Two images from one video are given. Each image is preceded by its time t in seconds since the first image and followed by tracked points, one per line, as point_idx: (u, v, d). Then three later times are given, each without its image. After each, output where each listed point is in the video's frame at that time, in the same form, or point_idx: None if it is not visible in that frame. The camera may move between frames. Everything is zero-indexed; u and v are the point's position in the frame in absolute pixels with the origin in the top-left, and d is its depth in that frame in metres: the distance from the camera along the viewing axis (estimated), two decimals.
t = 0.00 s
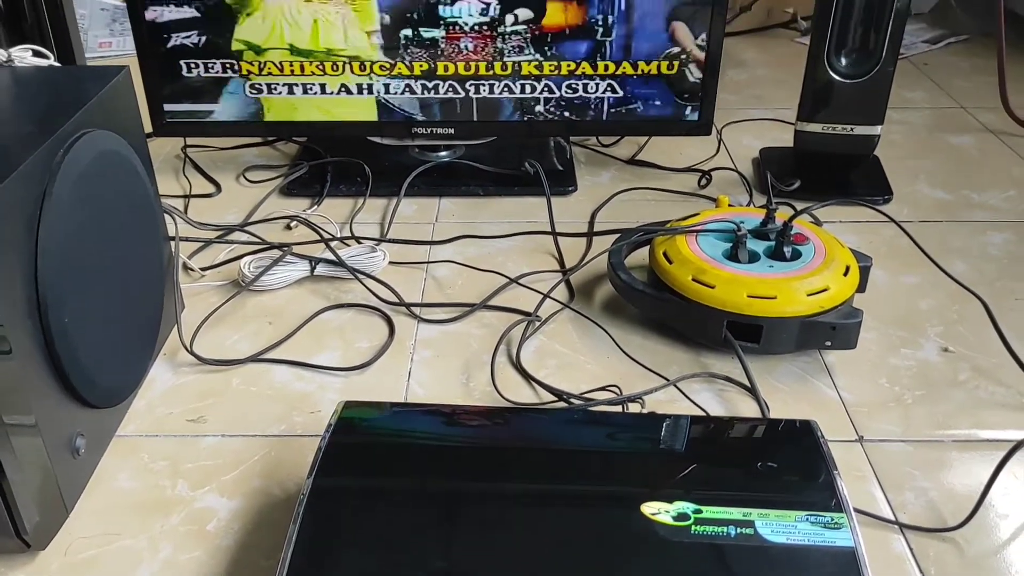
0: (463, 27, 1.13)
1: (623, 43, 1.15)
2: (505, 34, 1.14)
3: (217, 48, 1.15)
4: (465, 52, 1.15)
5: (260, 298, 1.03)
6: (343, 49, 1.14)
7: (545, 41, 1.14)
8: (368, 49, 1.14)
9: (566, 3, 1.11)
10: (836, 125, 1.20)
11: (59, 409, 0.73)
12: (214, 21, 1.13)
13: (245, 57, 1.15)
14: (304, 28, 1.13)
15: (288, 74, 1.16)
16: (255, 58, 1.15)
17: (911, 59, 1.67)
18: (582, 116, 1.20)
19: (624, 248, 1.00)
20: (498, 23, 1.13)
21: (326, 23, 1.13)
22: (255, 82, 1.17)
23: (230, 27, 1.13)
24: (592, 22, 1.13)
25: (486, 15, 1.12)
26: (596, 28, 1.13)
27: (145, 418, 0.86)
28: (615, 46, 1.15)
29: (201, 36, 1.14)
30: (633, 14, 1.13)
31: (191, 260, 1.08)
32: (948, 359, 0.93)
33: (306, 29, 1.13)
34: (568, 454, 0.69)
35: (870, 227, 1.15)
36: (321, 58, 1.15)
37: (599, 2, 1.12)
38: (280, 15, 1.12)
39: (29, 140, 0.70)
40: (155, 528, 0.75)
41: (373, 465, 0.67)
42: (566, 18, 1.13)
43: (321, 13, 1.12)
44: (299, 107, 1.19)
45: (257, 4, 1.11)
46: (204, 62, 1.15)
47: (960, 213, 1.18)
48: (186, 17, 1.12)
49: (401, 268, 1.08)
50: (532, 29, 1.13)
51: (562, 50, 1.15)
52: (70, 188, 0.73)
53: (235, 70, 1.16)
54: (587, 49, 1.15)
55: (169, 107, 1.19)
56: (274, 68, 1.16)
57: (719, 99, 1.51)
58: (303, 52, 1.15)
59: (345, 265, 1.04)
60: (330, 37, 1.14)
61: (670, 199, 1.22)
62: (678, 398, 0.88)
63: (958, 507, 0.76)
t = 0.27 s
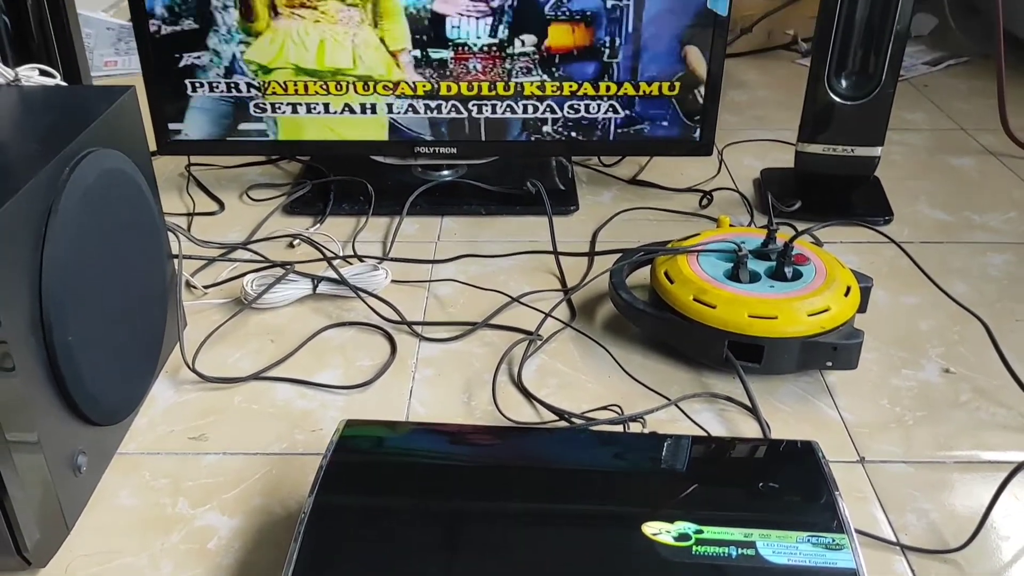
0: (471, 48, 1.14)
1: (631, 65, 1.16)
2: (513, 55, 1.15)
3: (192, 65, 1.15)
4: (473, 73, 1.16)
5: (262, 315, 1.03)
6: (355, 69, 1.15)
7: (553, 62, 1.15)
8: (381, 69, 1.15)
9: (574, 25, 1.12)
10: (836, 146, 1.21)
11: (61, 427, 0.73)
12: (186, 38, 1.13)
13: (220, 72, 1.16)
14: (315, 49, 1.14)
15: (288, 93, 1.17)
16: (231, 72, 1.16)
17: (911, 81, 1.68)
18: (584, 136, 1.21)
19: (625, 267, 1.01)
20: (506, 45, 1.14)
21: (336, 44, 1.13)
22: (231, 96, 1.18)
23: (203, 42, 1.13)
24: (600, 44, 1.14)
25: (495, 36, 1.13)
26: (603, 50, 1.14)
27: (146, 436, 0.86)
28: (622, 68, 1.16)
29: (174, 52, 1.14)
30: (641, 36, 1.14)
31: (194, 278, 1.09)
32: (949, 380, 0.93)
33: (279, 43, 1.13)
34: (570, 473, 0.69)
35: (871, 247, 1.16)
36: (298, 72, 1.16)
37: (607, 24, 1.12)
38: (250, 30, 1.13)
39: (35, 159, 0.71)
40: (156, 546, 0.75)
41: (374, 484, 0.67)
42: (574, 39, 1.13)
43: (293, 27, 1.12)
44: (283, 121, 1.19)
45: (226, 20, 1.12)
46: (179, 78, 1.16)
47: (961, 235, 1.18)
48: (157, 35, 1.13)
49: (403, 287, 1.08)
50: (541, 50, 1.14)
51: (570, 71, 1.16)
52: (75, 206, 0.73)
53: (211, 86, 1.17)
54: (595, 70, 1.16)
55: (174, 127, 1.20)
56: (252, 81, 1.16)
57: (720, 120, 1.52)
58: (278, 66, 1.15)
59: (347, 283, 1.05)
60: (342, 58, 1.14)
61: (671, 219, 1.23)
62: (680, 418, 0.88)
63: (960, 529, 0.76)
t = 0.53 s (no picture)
0: (485, 75, 1.15)
1: (641, 94, 1.17)
2: (526, 83, 1.16)
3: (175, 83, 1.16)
4: (485, 99, 1.17)
5: (266, 339, 1.04)
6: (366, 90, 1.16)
7: (565, 90, 1.17)
8: (390, 88, 1.16)
9: (586, 53, 1.14)
10: (838, 174, 1.21)
11: (65, 448, 0.73)
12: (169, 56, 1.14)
13: (202, 91, 1.17)
14: (329, 72, 1.15)
15: (293, 118, 1.18)
16: (213, 91, 1.17)
17: (913, 109, 1.70)
18: (587, 162, 1.22)
19: (628, 293, 1.01)
20: (519, 72, 1.15)
21: (340, 65, 1.14)
22: (212, 115, 1.18)
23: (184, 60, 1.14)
24: (611, 72, 1.15)
25: (508, 63, 1.15)
26: (614, 77, 1.16)
27: (150, 458, 0.86)
28: (633, 97, 1.17)
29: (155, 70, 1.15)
30: (651, 64, 1.15)
31: (199, 300, 1.10)
32: (951, 408, 0.93)
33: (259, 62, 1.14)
34: (573, 499, 0.69)
35: (873, 274, 1.16)
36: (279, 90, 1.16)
37: (619, 52, 1.14)
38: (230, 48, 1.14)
39: (44, 182, 0.72)
40: (157, 569, 0.75)
41: (377, 508, 0.67)
42: (586, 66, 1.15)
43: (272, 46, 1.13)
44: (267, 139, 1.20)
45: (205, 38, 1.13)
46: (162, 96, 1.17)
47: (963, 262, 1.19)
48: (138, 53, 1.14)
49: (407, 311, 1.09)
50: (553, 79, 1.16)
51: (581, 98, 1.17)
52: (83, 229, 0.74)
53: (193, 104, 1.18)
54: (606, 97, 1.17)
55: (181, 152, 1.21)
56: (234, 100, 1.17)
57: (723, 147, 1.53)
58: (259, 84, 1.16)
59: (351, 307, 1.05)
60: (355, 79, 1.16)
61: (674, 245, 1.23)
62: (682, 444, 0.88)
63: (963, 557, 0.76)
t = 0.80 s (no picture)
0: (497, 95, 1.16)
1: (653, 115, 1.18)
2: (538, 102, 1.17)
3: (172, 100, 1.16)
4: (498, 118, 1.18)
5: (270, 356, 1.04)
6: (375, 105, 1.17)
7: (577, 108, 1.17)
8: (396, 104, 1.17)
9: (598, 73, 1.15)
10: (841, 194, 1.22)
11: (67, 464, 0.73)
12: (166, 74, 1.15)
13: (200, 107, 1.17)
14: (341, 90, 1.16)
15: (297, 136, 1.19)
16: (211, 108, 1.17)
17: (915, 130, 1.70)
18: (589, 182, 1.22)
19: (631, 312, 1.02)
20: (531, 91, 1.16)
21: (346, 82, 1.15)
22: (209, 131, 1.19)
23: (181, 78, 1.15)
24: (623, 92, 1.16)
25: (521, 82, 1.15)
26: (626, 95, 1.16)
27: (152, 475, 0.86)
28: (646, 117, 1.18)
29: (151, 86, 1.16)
30: (664, 85, 1.16)
31: (203, 317, 1.10)
32: (954, 429, 0.93)
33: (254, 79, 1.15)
34: (575, 518, 0.69)
35: (876, 294, 1.16)
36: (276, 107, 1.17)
37: (631, 72, 1.15)
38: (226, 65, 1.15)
39: (51, 200, 0.72)
40: None
41: (379, 527, 0.67)
42: (599, 85, 1.16)
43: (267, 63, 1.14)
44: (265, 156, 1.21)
45: (201, 56, 1.14)
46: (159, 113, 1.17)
47: (966, 283, 1.19)
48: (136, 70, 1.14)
49: (410, 328, 1.09)
50: (564, 97, 1.17)
51: (593, 118, 1.18)
52: (89, 246, 0.74)
53: (191, 120, 1.18)
54: (618, 116, 1.18)
55: (186, 169, 1.22)
56: (232, 117, 1.18)
57: (725, 167, 1.53)
58: (256, 101, 1.17)
59: (355, 325, 1.05)
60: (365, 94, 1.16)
61: (677, 264, 1.24)
62: (685, 464, 0.88)
63: None
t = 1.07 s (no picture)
0: (516, 113, 1.17)
1: (671, 134, 1.18)
2: (557, 120, 1.17)
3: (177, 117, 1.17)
4: (516, 137, 1.19)
5: (273, 372, 1.04)
6: (395, 123, 1.17)
7: (595, 126, 1.18)
8: (419, 122, 1.17)
9: (617, 92, 1.16)
10: (844, 213, 1.22)
11: (70, 481, 0.73)
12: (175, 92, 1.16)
13: (210, 126, 1.18)
14: (361, 110, 1.17)
15: (303, 153, 1.20)
16: (221, 126, 1.18)
17: (918, 148, 1.71)
18: (593, 199, 1.23)
19: (634, 329, 1.02)
20: (550, 110, 1.17)
21: (365, 101, 1.16)
22: (219, 149, 1.20)
23: (190, 95, 1.16)
24: (642, 109, 1.17)
25: (540, 100, 1.16)
26: (644, 113, 1.17)
27: (155, 491, 0.86)
28: (664, 135, 1.18)
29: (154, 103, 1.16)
30: (682, 105, 1.17)
31: (207, 333, 1.10)
32: (958, 448, 0.93)
33: (262, 96, 1.16)
34: (578, 536, 0.69)
35: (879, 313, 1.16)
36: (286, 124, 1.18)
37: (650, 91, 1.16)
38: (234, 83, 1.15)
39: (58, 217, 0.73)
40: None
41: (382, 544, 0.67)
42: (619, 104, 1.16)
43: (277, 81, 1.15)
44: (272, 172, 1.21)
45: (211, 74, 1.15)
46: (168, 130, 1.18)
47: (970, 301, 1.19)
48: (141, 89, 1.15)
49: (413, 345, 1.09)
50: (583, 115, 1.17)
51: (612, 136, 1.18)
52: (95, 263, 0.75)
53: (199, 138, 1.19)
54: (636, 134, 1.18)
55: (191, 186, 1.22)
56: (241, 134, 1.19)
57: (729, 185, 1.54)
58: (266, 118, 1.18)
59: (358, 341, 1.06)
60: (385, 112, 1.17)
61: (680, 282, 1.24)
62: (688, 482, 0.88)
63: None
